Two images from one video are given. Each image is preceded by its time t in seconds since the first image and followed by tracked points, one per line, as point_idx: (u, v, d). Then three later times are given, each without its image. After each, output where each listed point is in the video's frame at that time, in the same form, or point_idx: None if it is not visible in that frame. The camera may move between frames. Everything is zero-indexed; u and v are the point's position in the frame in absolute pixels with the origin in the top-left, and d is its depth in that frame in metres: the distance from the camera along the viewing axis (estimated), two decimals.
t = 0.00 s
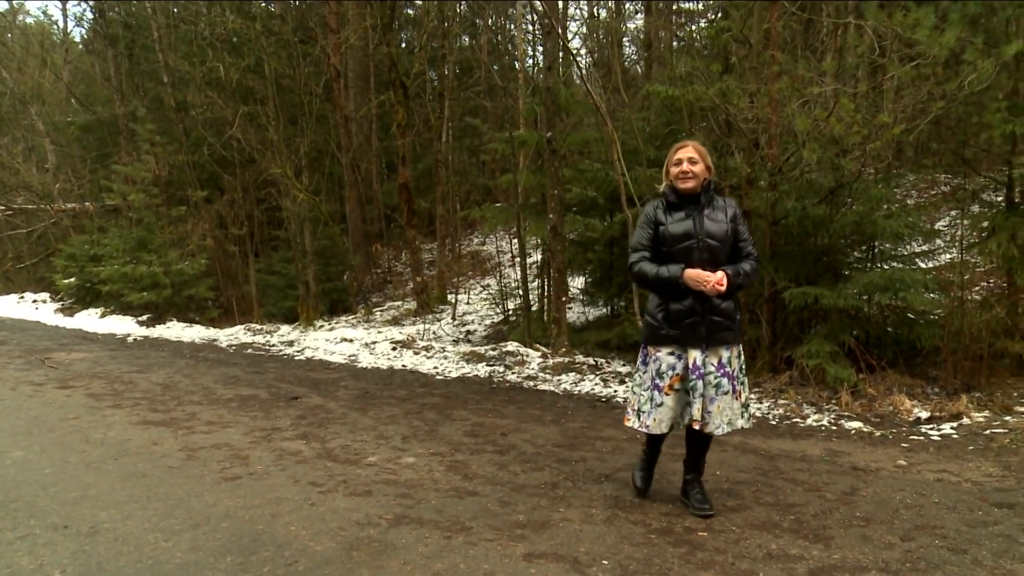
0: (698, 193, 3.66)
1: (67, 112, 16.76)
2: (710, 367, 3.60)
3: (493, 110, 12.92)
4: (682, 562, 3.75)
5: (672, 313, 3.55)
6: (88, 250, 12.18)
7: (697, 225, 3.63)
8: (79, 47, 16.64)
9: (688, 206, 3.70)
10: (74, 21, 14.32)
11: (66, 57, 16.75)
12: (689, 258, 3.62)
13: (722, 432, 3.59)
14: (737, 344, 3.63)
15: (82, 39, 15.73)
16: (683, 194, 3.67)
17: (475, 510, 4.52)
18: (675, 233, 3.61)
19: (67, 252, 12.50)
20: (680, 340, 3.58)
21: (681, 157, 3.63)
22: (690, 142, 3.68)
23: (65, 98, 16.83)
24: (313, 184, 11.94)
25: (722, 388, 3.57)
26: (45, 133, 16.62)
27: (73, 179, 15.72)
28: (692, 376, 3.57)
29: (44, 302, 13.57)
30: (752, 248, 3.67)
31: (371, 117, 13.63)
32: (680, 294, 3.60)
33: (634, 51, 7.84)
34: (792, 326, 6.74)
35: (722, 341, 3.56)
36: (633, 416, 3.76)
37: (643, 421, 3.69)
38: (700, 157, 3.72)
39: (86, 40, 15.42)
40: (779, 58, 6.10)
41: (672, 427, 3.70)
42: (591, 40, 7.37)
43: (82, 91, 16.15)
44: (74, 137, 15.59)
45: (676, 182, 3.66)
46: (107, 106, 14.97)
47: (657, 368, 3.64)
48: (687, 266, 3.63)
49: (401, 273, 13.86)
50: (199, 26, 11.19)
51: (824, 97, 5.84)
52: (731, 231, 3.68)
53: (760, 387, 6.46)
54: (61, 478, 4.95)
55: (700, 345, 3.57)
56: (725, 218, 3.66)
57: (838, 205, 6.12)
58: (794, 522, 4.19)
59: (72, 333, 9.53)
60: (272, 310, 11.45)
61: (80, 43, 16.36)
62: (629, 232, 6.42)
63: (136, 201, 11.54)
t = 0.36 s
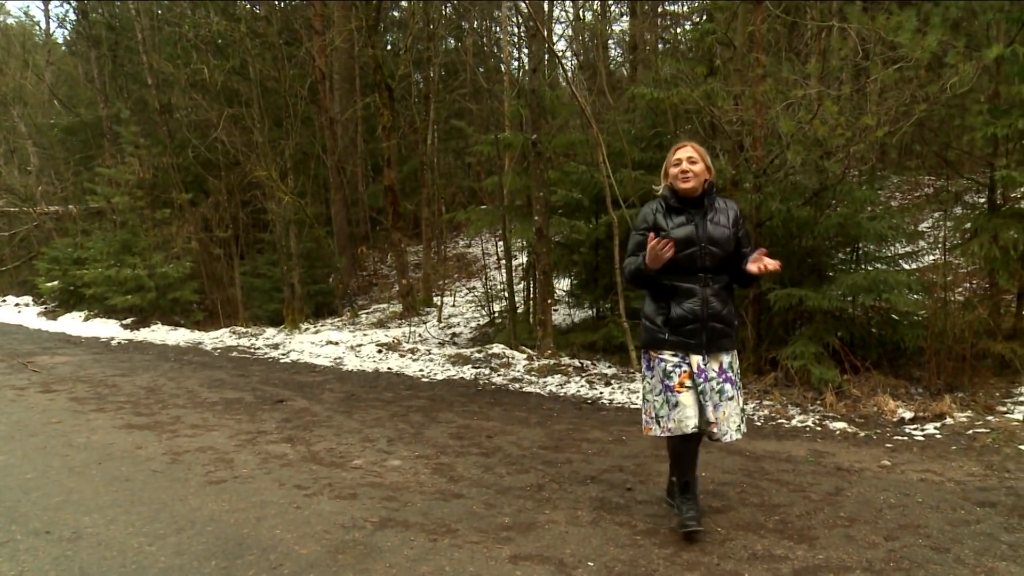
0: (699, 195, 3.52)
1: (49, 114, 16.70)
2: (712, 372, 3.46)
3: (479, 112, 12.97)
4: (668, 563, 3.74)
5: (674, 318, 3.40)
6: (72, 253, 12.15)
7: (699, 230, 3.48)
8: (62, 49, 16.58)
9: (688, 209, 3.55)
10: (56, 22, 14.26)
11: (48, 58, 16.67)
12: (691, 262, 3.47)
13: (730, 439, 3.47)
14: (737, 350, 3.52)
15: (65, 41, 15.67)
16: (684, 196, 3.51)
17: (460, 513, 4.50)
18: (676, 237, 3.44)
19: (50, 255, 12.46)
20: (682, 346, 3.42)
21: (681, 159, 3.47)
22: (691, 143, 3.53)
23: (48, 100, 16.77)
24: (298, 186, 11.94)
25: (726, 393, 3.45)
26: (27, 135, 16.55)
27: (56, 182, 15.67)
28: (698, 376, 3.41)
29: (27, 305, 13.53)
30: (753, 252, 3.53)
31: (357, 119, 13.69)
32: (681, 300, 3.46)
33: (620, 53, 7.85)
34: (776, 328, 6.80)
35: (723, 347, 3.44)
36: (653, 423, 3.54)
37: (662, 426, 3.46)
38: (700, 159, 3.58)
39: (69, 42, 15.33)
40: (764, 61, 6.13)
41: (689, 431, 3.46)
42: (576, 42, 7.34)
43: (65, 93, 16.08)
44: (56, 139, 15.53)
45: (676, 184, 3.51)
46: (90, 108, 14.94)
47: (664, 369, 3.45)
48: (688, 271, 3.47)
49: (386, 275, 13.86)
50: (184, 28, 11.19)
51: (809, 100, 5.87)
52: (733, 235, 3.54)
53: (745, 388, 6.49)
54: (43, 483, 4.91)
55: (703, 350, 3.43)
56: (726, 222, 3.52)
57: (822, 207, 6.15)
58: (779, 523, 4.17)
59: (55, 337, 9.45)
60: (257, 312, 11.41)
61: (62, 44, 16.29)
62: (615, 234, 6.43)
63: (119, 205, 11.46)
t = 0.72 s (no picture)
0: (701, 197, 3.43)
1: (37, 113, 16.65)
2: (718, 377, 3.41)
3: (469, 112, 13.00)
4: (658, 563, 3.74)
5: (678, 322, 3.33)
6: (61, 252, 12.13)
7: (702, 231, 3.39)
8: (50, 48, 16.53)
9: (689, 210, 3.46)
10: (45, 20, 14.21)
11: (37, 57, 16.63)
12: (693, 265, 3.39)
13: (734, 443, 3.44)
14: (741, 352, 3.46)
15: (53, 40, 15.63)
16: (686, 197, 3.43)
17: (451, 512, 4.50)
18: (678, 240, 3.36)
19: (39, 254, 12.42)
20: (686, 351, 3.35)
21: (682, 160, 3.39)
22: (691, 143, 3.45)
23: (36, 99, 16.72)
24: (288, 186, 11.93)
25: (732, 398, 3.41)
26: (15, 134, 16.51)
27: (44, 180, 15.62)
28: (707, 384, 3.35)
29: (16, 305, 13.49)
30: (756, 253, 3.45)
31: (347, 119, 13.73)
32: (684, 302, 3.38)
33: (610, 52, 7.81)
34: (767, 327, 6.83)
35: (728, 351, 3.37)
36: (658, 428, 3.49)
37: (669, 432, 3.42)
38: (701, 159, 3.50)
39: (57, 40, 15.26)
40: (753, 61, 6.15)
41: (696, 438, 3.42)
42: (567, 41, 7.30)
43: (53, 92, 16.05)
44: (45, 138, 15.49)
45: (676, 185, 3.43)
46: (79, 107, 14.94)
47: (671, 376, 3.39)
48: (691, 273, 3.39)
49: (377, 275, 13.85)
50: (173, 27, 11.20)
51: (799, 100, 5.89)
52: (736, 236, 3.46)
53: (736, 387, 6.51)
54: (32, 483, 4.89)
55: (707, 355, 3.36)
56: (729, 224, 3.44)
57: (812, 207, 6.16)
58: (769, 522, 4.17)
59: (44, 337, 9.41)
60: (248, 311, 11.40)
61: (51, 43, 16.24)
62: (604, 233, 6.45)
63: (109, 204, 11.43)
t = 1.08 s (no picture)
0: (712, 193, 3.30)
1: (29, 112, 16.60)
2: (732, 382, 3.26)
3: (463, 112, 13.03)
4: (652, 562, 3.73)
5: (693, 323, 3.17)
6: (54, 252, 12.10)
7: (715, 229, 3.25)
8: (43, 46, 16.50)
9: (701, 207, 3.32)
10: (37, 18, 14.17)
11: (29, 55, 16.59)
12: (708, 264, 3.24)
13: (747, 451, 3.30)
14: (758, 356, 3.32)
15: (46, 38, 15.60)
16: (698, 194, 3.29)
17: (445, 512, 4.50)
18: (692, 236, 3.21)
19: (31, 254, 12.38)
20: (701, 353, 3.20)
21: (694, 155, 3.25)
22: (701, 138, 3.32)
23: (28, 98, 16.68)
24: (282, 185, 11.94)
25: (747, 404, 3.27)
26: (8, 133, 16.47)
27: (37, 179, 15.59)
28: (720, 392, 3.21)
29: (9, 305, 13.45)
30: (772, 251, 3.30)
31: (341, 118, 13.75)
32: (698, 302, 3.22)
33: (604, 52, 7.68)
34: (761, 327, 6.83)
35: (744, 353, 3.23)
36: (658, 433, 3.36)
37: (673, 439, 3.30)
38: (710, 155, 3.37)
39: (50, 38, 15.20)
40: (747, 60, 6.16)
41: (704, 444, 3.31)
42: (561, 41, 7.33)
43: (46, 91, 16.02)
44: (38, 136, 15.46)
45: (688, 181, 3.29)
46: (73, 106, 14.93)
47: (682, 382, 3.25)
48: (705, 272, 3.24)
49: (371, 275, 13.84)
50: (167, 26, 11.19)
51: (792, 99, 5.90)
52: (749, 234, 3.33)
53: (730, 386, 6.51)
54: (24, 484, 4.87)
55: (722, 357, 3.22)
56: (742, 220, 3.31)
57: (806, 206, 6.14)
58: (763, 521, 4.17)
59: (37, 337, 9.37)
60: (241, 311, 11.40)
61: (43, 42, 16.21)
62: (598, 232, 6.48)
63: (102, 204, 11.39)
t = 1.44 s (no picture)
0: (716, 195, 3.24)
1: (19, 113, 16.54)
2: (734, 391, 3.18)
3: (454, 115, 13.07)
4: (642, 566, 3.74)
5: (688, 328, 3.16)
6: (44, 253, 12.06)
7: (715, 231, 3.20)
8: (33, 47, 16.44)
9: (705, 210, 3.28)
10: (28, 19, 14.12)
11: (19, 56, 16.54)
12: (706, 268, 3.20)
13: (754, 466, 3.16)
14: (764, 364, 3.21)
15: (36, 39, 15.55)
16: (701, 196, 3.25)
17: (436, 515, 4.49)
18: (689, 240, 3.20)
19: (20, 255, 12.34)
20: (696, 358, 3.18)
21: (697, 157, 3.23)
22: (706, 138, 3.27)
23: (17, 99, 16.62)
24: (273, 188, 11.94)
25: (750, 415, 3.16)
26: None
27: (26, 181, 15.54)
28: (712, 401, 3.18)
29: None
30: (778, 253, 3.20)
31: (333, 121, 13.77)
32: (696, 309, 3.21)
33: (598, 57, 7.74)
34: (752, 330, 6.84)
35: (746, 361, 3.14)
36: (648, 439, 3.39)
37: (661, 445, 3.32)
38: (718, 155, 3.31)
39: (41, 39, 15.18)
40: (738, 65, 6.18)
41: (698, 453, 3.30)
42: (554, 44, 7.35)
43: (36, 92, 15.96)
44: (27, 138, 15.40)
45: (691, 184, 3.26)
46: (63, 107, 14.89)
47: (675, 390, 3.28)
48: (704, 276, 3.21)
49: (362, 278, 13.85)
50: (159, 28, 11.18)
51: (783, 103, 5.90)
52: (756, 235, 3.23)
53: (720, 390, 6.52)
54: (11, 487, 4.85)
55: (720, 364, 3.17)
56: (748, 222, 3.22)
57: (797, 210, 6.18)
58: (753, 525, 4.18)
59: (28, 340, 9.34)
60: (233, 314, 11.39)
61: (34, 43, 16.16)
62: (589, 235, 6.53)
63: (93, 206, 11.35)
